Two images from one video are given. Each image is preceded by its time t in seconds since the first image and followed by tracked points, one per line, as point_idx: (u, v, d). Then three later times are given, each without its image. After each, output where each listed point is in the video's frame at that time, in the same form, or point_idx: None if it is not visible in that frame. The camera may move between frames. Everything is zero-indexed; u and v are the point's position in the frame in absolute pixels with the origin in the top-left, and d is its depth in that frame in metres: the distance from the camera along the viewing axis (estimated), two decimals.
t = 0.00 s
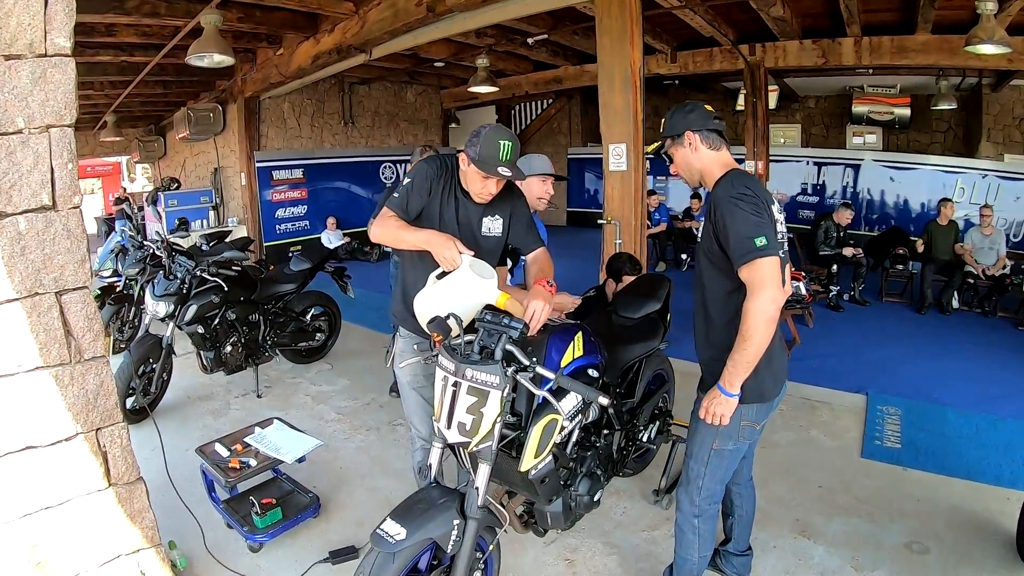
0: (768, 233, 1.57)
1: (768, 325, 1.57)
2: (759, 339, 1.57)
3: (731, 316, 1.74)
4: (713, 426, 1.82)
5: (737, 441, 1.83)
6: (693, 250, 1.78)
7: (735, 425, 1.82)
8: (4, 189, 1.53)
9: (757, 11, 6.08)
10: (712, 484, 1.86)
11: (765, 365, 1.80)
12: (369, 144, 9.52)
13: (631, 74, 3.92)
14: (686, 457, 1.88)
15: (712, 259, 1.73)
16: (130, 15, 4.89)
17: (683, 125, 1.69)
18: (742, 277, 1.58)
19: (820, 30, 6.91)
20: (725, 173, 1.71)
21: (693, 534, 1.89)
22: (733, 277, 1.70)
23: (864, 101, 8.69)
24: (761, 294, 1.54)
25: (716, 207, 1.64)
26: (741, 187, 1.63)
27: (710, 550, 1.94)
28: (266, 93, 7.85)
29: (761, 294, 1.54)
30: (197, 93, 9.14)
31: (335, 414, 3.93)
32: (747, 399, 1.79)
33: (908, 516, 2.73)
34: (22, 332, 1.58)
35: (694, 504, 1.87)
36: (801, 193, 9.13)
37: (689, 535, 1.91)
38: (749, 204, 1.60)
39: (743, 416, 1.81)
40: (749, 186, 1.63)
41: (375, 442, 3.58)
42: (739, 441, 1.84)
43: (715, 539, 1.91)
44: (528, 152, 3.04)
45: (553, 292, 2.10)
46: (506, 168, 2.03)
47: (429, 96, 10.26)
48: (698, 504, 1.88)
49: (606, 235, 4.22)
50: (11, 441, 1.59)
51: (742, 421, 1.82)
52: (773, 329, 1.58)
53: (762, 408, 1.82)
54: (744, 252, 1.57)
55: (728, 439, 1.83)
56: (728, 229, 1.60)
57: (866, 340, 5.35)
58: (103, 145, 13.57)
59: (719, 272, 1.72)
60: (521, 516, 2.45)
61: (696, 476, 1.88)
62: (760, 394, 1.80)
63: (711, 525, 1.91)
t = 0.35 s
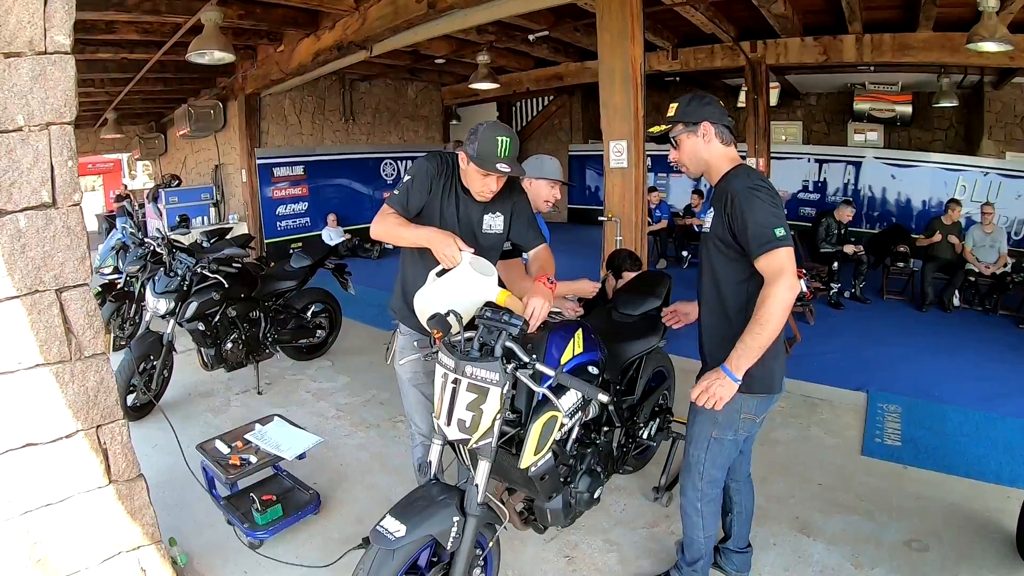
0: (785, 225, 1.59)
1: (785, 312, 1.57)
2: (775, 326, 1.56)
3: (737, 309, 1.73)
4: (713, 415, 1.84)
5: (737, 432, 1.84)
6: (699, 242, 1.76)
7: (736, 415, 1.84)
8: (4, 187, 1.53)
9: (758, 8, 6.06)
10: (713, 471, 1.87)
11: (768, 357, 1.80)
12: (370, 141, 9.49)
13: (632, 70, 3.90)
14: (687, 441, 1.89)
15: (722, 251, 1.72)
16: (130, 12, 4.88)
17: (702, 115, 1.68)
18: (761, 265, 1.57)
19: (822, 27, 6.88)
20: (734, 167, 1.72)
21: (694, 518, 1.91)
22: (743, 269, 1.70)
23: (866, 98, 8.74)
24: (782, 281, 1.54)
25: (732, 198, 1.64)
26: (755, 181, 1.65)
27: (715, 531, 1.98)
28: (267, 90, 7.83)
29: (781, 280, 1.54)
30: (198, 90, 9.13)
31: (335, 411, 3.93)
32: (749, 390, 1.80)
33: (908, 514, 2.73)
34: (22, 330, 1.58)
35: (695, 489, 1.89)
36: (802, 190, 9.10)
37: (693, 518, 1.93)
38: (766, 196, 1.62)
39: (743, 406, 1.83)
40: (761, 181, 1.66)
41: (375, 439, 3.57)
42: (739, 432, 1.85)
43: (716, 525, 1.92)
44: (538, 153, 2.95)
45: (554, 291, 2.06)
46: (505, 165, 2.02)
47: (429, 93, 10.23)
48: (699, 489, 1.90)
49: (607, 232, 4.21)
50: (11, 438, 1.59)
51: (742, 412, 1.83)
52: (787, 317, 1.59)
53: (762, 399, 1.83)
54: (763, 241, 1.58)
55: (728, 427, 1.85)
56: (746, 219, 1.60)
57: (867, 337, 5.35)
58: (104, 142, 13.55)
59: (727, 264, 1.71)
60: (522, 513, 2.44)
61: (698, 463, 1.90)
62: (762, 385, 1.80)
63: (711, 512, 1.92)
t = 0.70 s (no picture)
0: (761, 236, 1.55)
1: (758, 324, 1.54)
2: (747, 339, 1.54)
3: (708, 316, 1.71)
4: (694, 420, 1.82)
5: (720, 433, 1.82)
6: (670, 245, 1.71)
7: (714, 419, 1.82)
8: None
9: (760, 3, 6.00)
10: (696, 474, 1.86)
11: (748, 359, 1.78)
12: (369, 135, 9.48)
13: (631, 65, 3.86)
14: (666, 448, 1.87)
15: (693, 256, 1.67)
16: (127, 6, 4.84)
17: (681, 108, 1.61)
18: (735, 278, 1.54)
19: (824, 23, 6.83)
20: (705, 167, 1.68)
21: (676, 526, 1.89)
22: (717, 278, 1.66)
23: (866, 94, 8.71)
24: (758, 297, 1.51)
25: (707, 203, 1.59)
26: (730, 186, 1.61)
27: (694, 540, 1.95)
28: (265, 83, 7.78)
29: (756, 294, 1.51)
30: (196, 84, 9.07)
31: (331, 406, 3.91)
32: (728, 396, 1.77)
33: (905, 513, 2.71)
34: (13, 325, 1.56)
35: (677, 495, 1.87)
36: (802, 186, 9.09)
37: (673, 526, 1.92)
38: (742, 204, 1.57)
39: (724, 410, 1.80)
40: (736, 185, 1.61)
41: (370, 433, 3.56)
42: (721, 433, 1.83)
43: (699, 531, 1.91)
44: (544, 152, 2.86)
45: (548, 286, 2.06)
46: (499, 160, 2.00)
47: (428, 87, 10.17)
48: (681, 496, 1.88)
49: (604, 228, 4.18)
50: (5, 434, 1.57)
51: (722, 414, 1.80)
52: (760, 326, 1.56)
53: (743, 401, 1.81)
54: (738, 252, 1.54)
55: (707, 431, 1.83)
56: (721, 228, 1.56)
57: (865, 335, 5.32)
58: (102, 136, 13.45)
59: (700, 271, 1.67)
60: (514, 510, 2.42)
61: (680, 468, 1.88)
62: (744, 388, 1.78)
63: (695, 518, 1.90)
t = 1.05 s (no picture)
0: (695, 243, 1.58)
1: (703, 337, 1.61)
2: (697, 352, 1.61)
3: (655, 320, 1.78)
4: (652, 419, 1.86)
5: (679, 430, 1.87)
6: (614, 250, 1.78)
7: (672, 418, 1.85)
8: None
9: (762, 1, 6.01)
10: (663, 473, 1.89)
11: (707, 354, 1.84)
12: (373, 131, 9.54)
13: (630, 64, 3.89)
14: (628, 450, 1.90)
15: (635, 261, 1.73)
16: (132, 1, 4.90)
17: (601, 104, 1.67)
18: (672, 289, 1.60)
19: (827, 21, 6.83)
20: (640, 166, 1.72)
21: (648, 524, 1.93)
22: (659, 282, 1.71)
23: (871, 94, 8.66)
24: (692, 309, 1.57)
25: (638, 210, 1.64)
26: (662, 188, 1.63)
27: (671, 538, 1.99)
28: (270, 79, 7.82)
29: (692, 308, 1.57)
30: (201, 79, 9.13)
31: (326, 399, 3.99)
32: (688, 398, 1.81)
33: (895, 514, 2.71)
34: (9, 315, 1.61)
35: (645, 496, 1.91)
36: (806, 186, 9.07)
37: (646, 525, 1.95)
38: (673, 210, 1.60)
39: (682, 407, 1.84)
40: (669, 187, 1.64)
41: (364, 426, 3.63)
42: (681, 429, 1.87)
43: (672, 529, 1.94)
44: (547, 151, 2.98)
45: (530, 281, 2.09)
46: (484, 157, 2.05)
47: (432, 84, 10.24)
48: (650, 496, 1.90)
49: (601, 226, 4.25)
50: None
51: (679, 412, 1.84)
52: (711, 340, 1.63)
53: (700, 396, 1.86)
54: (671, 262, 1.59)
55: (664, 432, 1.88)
56: (654, 238, 1.60)
57: (864, 335, 5.34)
58: (106, 130, 13.49)
59: (644, 275, 1.74)
60: (498, 503, 2.42)
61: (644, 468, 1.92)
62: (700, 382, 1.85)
63: (667, 515, 1.93)
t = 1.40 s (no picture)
0: (631, 236, 1.65)
1: (630, 327, 1.67)
2: (618, 340, 1.68)
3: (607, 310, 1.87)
4: (613, 410, 1.93)
5: (639, 422, 1.92)
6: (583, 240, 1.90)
7: (634, 410, 1.91)
8: None
9: None
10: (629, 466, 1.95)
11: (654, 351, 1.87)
12: (383, 130, 9.67)
13: (628, 65, 3.87)
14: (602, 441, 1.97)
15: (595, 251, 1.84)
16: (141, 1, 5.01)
17: (571, 104, 1.79)
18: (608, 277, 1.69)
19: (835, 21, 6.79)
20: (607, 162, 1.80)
21: (622, 516, 1.97)
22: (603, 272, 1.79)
23: (882, 94, 8.48)
24: (620, 298, 1.65)
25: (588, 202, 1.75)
26: (615, 182, 1.72)
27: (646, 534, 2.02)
28: (279, 78, 7.92)
29: (619, 296, 1.65)
30: (213, 77, 9.27)
31: (324, 393, 4.08)
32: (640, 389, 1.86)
33: (885, 516, 2.66)
34: (10, 303, 1.68)
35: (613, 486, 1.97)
36: (816, 187, 8.84)
37: (620, 519, 1.98)
38: (617, 204, 1.68)
39: (641, 401, 1.89)
40: (621, 180, 1.72)
41: (359, 420, 3.70)
42: (641, 422, 1.92)
43: (647, 524, 1.97)
44: (542, 149, 3.01)
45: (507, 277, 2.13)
46: (463, 155, 2.07)
47: (442, 83, 10.38)
48: (621, 487, 1.96)
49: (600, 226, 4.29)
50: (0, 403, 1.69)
51: (637, 405, 1.89)
52: (637, 331, 1.69)
53: (660, 392, 1.89)
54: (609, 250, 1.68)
55: (629, 424, 1.92)
56: (596, 226, 1.70)
57: (868, 337, 5.29)
58: (120, 127, 13.69)
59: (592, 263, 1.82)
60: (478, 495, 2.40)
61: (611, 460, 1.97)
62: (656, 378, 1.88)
63: (642, 510, 1.97)
